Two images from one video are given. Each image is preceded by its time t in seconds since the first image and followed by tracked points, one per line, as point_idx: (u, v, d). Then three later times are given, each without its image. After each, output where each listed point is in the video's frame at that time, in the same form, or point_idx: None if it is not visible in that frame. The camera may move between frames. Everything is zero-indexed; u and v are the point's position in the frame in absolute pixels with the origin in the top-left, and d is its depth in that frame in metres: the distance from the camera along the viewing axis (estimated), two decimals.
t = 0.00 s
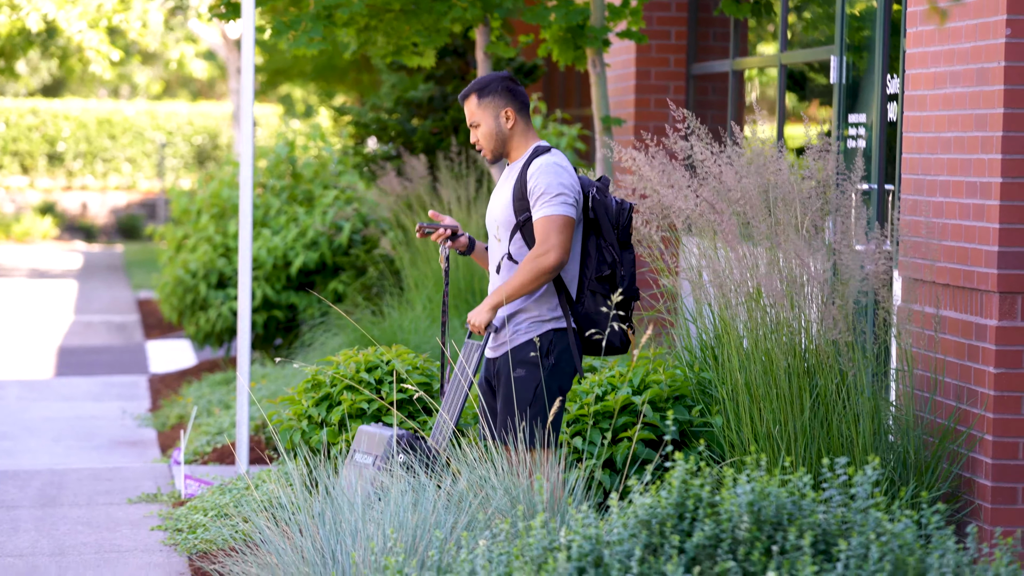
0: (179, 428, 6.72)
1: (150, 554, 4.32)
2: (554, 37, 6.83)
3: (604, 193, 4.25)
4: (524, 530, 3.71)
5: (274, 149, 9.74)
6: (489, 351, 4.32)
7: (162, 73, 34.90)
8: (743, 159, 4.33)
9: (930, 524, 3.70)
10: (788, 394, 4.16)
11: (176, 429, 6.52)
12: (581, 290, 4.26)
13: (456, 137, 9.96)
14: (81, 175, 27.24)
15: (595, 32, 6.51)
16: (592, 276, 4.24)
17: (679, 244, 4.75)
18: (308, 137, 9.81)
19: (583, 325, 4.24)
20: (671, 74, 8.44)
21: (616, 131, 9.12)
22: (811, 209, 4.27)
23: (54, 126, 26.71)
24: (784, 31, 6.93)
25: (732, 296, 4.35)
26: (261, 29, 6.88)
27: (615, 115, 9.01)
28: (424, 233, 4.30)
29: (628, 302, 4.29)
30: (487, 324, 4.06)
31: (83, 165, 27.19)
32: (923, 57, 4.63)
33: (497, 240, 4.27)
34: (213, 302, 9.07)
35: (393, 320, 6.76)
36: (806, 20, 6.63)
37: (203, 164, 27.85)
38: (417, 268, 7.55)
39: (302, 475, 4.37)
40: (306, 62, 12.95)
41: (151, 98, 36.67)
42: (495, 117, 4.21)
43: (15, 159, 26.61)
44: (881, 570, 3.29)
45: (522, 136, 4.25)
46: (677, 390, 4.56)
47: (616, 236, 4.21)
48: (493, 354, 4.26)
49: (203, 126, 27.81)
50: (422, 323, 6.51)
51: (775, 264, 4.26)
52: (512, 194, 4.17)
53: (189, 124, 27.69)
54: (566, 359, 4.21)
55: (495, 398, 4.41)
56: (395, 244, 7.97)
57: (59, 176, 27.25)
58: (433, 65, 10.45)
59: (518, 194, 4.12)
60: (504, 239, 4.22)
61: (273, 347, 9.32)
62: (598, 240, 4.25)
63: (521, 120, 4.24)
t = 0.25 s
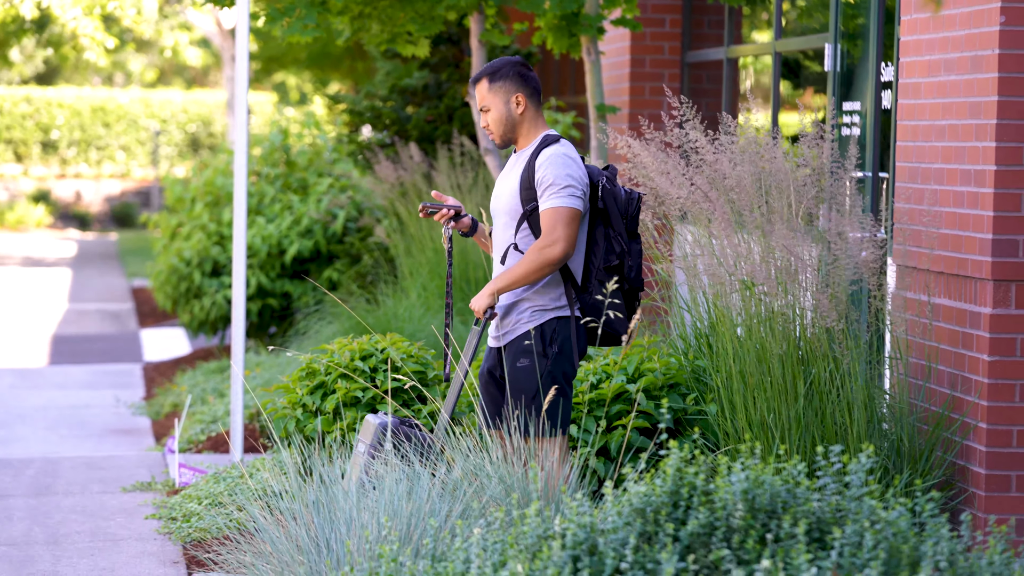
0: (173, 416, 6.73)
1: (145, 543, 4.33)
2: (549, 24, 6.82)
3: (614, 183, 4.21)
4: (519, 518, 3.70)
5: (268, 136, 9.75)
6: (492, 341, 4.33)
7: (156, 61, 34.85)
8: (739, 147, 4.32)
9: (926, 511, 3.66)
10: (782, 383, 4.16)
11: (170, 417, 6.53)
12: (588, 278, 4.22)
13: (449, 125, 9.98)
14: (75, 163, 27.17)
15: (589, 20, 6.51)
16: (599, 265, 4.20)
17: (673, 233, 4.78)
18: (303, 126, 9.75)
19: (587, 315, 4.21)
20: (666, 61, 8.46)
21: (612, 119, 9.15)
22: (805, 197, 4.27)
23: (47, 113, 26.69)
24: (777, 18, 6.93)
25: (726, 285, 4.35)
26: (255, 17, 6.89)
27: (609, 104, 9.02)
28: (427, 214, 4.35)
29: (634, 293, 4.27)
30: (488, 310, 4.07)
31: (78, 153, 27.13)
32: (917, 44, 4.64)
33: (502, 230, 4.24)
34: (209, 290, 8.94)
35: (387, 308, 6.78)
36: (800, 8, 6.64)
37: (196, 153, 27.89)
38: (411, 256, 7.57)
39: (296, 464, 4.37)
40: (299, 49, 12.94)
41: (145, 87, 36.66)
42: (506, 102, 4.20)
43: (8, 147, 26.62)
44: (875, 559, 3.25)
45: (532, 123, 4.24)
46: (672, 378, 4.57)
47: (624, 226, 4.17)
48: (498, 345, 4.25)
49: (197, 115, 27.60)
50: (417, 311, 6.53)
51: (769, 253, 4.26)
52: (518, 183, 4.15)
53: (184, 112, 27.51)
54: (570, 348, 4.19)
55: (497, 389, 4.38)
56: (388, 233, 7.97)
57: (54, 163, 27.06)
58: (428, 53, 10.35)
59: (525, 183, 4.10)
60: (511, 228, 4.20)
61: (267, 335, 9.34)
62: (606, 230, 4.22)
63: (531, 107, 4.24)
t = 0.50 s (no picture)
0: (144, 413, 6.72)
1: (115, 540, 4.33)
2: (520, 21, 6.83)
3: (600, 183, 4.13)
4: (490, 515, 3.66)
5: (239, 133, 9.71)
6: (472, 337, 4.23)
7: (131, 58, 34.77)
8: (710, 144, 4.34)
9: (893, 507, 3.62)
10: (753, 380, 4.15)
11: (141, 414, 6.53)
12: (571, 277, 4.12)
13: (421, 121, 9.96)
14: (45, 159, 27.12)
15: (561, 16, 6.52)
16: (585, 265, 4.10)
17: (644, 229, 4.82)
18: (274, 122, 9.82)
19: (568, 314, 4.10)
20: (637, 58, 8.43)
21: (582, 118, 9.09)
22: (778, 192, 4.26)
23: (17, 110, 26.13)
24: (749, 14, 6.93)
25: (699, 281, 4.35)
26: (227, 14, 6.88)
27: (580, 100, 8.97)
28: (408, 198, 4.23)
29: (620, 294, 4.19)
30: (465, 308, 4.01)
31: (48, 150, 27.06)
32: (889, 40, 4.64)
33: (485, 232, 4.14)
34: (179, 286, 9.06)
35: (358, 304, 6.78)
36: (772, 5, 6.67)
37: (166, 149, 27.88)
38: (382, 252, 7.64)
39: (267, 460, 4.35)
40: (270, 46, 12.91)
41: (117, 83, 36.55)
42: (492, 100, 4.12)
43: None
44: (845, 555, 3.23)
45: (519, 123, 4.16)
46: (644, 374, 4.58)
47: (612, 225, 4.11)
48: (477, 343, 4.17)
49: (167, 110, 27.99)
50: (387, 308, 6.55)
51: (741, 249, 4.24)
52: (501, 185, 4.05)
53: (153, 109, 27.92)
54: (548, 347, 4.11)
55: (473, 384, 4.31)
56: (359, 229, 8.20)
57: (25, 160, 27.02)
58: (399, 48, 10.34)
59: (509, 185, 4.01)
60: (494, 230, 4.09)
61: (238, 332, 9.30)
62: (591, 229, 4.13)
63: (518, 107, 4.16)
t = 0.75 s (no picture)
0: (116, 424, 6.74)
1: (87, 552, 4.32)
2: (493, 31, 6.94)
3: (577, 194, 4.09)
4: (463, 525, 3.61)
5: (212, 144, 9.72)
6: (446, 350, 4.19)
7: (102, 70, 34.79)
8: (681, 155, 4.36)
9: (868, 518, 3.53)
10: (727, 390, 4.15)
11: (113, 425, 6.56)
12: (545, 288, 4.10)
13: (393, 131, 10.07)
14: (17, 170, 27.14)
15: (533, 26, 6.56)
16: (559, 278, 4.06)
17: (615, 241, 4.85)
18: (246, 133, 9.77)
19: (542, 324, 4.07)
20: (609, 68, 8.49)
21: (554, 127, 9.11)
22: (753, 201, 4.33)
23: None
24: (721, 25, 7.02)
25: (671, 292, 4.36)
26: (199, 24, 6.88)
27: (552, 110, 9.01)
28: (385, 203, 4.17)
29: (595, 306, 4.16)
30: (444, 318, 4.02)
31: (20, 160, 27.03)
32: (860, 51, 4.65)
33: (460, 241, 4.12)
34: (153, 297, 9.08)
35: (331, 315, 6.85)
36: (744, 15, 6.73)
37: (142, 159, 27.86)
38: (355, 263, 7.72)
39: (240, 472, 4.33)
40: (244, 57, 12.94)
41: (90, 94, 36.51)
42: (471, 107, 4.07)
43: None
44: (819, 564, 3.12)
45: (496, 132, 4.11)
46: (617, 385, 4.58)
47: (586, 237, 4.06)
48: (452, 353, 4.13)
49: (141, 121, 28.18)
50: (360, 318, 6.62)
51: (713, 259, 4.26)
52: (478, 195, 4.03)
53: (127, 119, 28.08)
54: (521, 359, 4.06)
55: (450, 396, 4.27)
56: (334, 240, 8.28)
57: None
58: (372, 59, 10.28)
59: (485, 196, 3.99)
60: (469, 240, 4.07)
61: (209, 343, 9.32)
62: (567, 241, 4.08)
63: (497, 117, 4.11)
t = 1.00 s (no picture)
0: (110, 430, 6.76)
1: (80, 557, 4.32)
2: (486, 37, 6.96)
3: (571, 200, 4.10)
4: (456, 530, 3.59)
5: (205, 149, 9.74)
6: (440, 357, 4.18)
7: (94, 74, 34.81)
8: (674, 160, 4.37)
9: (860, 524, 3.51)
10: (721, 394, 4.14)
11: (105, 431, 6.58)
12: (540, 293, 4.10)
13: (386, 136, 10.14)
14: (9, 175, 27.06)
15: (525, 32, 6.58)
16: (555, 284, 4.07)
17: (609, 248, 4.86)
18: (239, 138, 9.79)
19: (536, 330, 4.06)
20: (602, 74, 8.52)
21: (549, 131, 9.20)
22: (744, 206, 4.37)
23: None
24: (714, 31, 7.05)
25: (663, 297, 4.35)
26: (192, 29, 6.89)
27: (547, 116, 9.08)
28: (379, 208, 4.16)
29: (588, 313, 4.17)
30: (443, 325, 4.02)
31: (13, 166, 27.00)
32: (853, 57, 4.66)
33: (454, 248, 4.12)
34: (145, 302, 9.08)
35: (324, 321, 6.89)
36: (737, 21, 6.76)
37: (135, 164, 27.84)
38: (349, 269, 7.77)
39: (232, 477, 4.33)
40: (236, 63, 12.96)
41: (82, 99, 36.49)
42: (463, 113, 4.07)
43: None
44: (812, 570, 3.11)
45: (488, 139, 4.10)
46: (609, 390, 4.58)
47: (581, 244, 4.08)
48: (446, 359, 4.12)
49: (133, 126, 27.57)
50: (352, 324, 6.66)
51: (707, 265, 4.26)
52: (472, 203, 4.03)
53: (119, 125, 27.48)
54: (516, 365, 4.04)
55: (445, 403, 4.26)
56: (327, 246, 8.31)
57: None
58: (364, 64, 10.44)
59: (479, 204, 3.99)
60: (463, 247, 4.07)
61: (203, 348, 9.33)
62: (561, 247, 4.09)
63: (489, 124, 4.10)
